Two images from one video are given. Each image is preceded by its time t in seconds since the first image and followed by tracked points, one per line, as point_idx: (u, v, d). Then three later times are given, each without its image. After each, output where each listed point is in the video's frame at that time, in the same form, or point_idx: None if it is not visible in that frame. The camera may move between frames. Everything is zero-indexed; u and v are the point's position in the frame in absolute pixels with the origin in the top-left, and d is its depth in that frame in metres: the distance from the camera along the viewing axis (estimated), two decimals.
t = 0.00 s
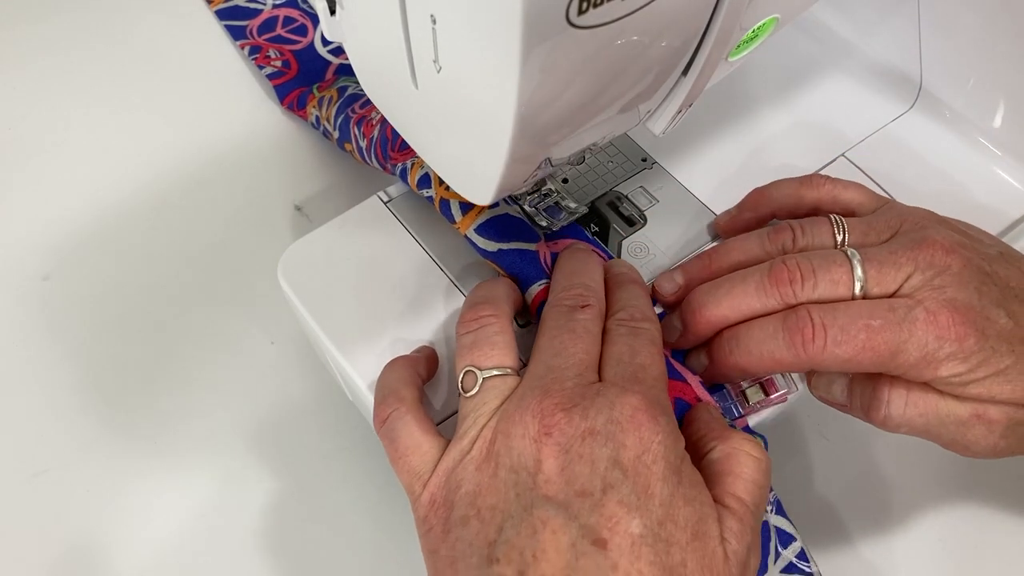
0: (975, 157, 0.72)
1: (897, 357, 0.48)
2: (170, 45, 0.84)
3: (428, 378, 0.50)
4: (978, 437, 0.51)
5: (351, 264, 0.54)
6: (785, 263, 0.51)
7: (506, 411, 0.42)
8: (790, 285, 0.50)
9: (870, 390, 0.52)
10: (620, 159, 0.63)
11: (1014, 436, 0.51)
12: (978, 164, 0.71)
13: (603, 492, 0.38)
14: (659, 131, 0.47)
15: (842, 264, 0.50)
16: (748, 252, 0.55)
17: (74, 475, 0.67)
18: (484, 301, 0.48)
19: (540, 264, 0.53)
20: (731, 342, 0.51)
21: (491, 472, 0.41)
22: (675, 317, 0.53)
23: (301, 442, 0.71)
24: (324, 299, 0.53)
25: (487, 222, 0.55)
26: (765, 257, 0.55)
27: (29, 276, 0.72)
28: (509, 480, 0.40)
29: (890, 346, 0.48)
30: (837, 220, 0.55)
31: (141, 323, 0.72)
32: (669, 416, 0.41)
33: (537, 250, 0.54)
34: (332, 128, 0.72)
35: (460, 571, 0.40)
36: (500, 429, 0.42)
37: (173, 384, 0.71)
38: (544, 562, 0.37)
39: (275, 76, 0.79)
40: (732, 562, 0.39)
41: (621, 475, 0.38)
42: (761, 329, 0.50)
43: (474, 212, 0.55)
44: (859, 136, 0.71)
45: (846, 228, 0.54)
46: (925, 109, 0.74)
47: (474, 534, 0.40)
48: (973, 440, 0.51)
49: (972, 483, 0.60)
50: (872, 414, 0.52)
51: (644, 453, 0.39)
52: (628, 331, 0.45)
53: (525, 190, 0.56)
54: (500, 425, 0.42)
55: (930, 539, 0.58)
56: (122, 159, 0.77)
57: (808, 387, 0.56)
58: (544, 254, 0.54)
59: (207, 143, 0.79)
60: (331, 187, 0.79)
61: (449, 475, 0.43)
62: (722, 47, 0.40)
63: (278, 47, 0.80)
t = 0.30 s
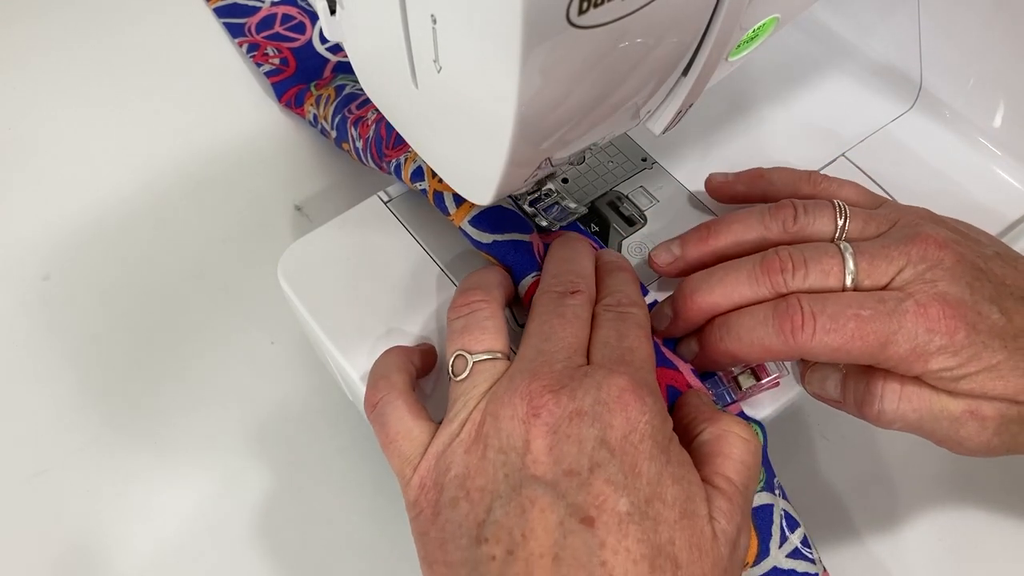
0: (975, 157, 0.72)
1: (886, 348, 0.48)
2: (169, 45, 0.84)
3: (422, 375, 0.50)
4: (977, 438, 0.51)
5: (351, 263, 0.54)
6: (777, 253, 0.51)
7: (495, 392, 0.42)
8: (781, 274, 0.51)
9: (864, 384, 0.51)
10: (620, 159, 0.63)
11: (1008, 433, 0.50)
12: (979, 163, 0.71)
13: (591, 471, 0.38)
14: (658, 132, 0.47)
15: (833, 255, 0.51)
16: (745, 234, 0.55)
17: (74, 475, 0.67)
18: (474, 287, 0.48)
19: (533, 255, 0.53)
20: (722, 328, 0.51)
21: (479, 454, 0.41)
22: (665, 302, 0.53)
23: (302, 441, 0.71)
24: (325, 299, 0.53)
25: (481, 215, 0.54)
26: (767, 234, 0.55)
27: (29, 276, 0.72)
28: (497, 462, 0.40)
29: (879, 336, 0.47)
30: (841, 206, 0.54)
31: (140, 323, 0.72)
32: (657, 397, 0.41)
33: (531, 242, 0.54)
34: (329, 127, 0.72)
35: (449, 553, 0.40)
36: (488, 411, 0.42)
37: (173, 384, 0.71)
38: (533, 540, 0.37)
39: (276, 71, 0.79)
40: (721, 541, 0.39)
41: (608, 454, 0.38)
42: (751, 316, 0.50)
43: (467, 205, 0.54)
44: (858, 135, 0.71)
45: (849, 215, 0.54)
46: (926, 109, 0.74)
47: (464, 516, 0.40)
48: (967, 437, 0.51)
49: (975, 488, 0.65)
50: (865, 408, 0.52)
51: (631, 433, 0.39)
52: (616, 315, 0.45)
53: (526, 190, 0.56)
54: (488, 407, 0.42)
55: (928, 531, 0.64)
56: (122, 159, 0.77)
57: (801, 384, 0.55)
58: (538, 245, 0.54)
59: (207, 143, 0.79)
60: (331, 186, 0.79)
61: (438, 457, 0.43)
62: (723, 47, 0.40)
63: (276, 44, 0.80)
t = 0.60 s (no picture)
0: (975, 157, 0.72)
1: (872, 336, 0.48)
2: (169, 44, 0.84)
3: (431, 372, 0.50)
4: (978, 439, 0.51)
5: (351, 263, 0.54)
6: (766, 242, 0.51)
7: (511, 379, 0.42)
8: (770, 262, 0.50)
9: (853, 377, 0.51)
10: (620, 159, 0.63)
11: (996, 428, 0.50)
12: (979, 164, 0.72)
13: (615, 459, 0.39)
14: (659, 132, 0.46)
15: (822, 246, 0.51)
16: (738, 220, 0.55)
17: (75, 475, 0.67)
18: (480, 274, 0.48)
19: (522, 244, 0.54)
20: (710, 313, 0.51)
21: (495, 441, 0.41)
22: (655, 286, 0.53)
23: (302, 441, 0.71)
24: (326, 299, 0.53)
25: (470, 207, 0.55)
26: (757, 226, 0.55)
27: (29, 276, 0.72)
28: (518, 450, 0.41)
29: (864, 324, 0.47)
30: (833, 199, 0.55)
31: (140, 322, 0.72)
32: (677, 383, 0.42)
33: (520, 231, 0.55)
34: (326, 125, 0.72)
35: (468, 540, 0.41)
36: (505, 398, 0.42)
37: (174, 383, 0.71)
38: (556, 528, 0.39)
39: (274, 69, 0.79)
40: (740, 526, 0.40)
41: (632, 443, 0.39)
42: (739, 302, 0.50)
43: (457, 197, 0.55)
44: (859, 136, 0.71)
45: (840, 208, 0.54)
46: (926, 110, 0.74)
47: (481, 503, 0.41)
48: (956, 430, 0.51)
49: (973, 490, 0.69)
50: (853, 399, 0.52)
51: (655, 421, 0.40)
52: (630, 296, 0.46)
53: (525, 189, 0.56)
54: (504, 393, 0.42)
55: (931, 532, 0.68)
56: (123, 159, 0.77)
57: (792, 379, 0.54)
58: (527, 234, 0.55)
59: (208, 144, 0.79)
60: (331, 185, 0.79)
61: (453, 441, 0.43)
62: (723, 47, 0.40)
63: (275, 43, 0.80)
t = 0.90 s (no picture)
0: (975, 157, 0.72)
1: (859, 329, 0.48)
2: (169, 44, 0.84)
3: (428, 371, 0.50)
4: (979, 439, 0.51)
5: (353, 264, 0.54)
6: (757, 235, 0.52)
7: (521, 396, 0.42)
8: (761, 253, 0.51)
9: (845, 372, 0.52)
10: (620, 159, 0.62)
11: (988, 426, 0.50)
12: (979, 163, 0.72)
13: (641, 465, 0.39)
14: (659, 132, 0.46)
15: (812, 240, 0.51)
16: (732, 212, 0.55)
17: (75, 475, 0.67)
18: (484, 296, 0.49)
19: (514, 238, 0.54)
20: (699, 300, 0.51)
21: (512, 460, 0.41)
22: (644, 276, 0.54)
23: (302, 441, 0.71)
24: (327, 300, 0.53)
25: (462, 201, 0.55)
26: (749, 218, 0.55)
27: (28, 276, 0.72)
28: (539, 468, 0.40)
29: (852, 317, 0.47)
30: (824, 195, 0.55)
31: (140, 322, 0.72)
32: (688, 381, 0.42)
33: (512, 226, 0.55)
34: (324, 125, 0.72)
35: (497, 563, 0.40)
36: (519, 416, 0.41)
37: (174, 383, 0.71)
38: (591, 542, 0.38)
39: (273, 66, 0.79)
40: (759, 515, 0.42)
41: (656, 446, 0.39)
42: (728, 290, 0.50)
43: (448, 190, 0.55)
44: (859, 136, 0.71)
45: (832, 204, 0.55)
46: (926, 110, 0.74)
47: (506, 525, 0.40)
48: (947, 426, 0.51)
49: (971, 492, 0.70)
50: (845, 394, 0.52)
51: (674, 421, 0.40)
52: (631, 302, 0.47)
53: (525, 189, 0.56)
54: (519, 411, 0.41)
55: (933, 530, 0.70)
56: (123, 160, 0.77)
57: (786, 376, 0.54)
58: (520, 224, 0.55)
59: (208, 143, 0.79)
60: (330, 184, 0.79)
61: (467, 464, 0.42)
62: (723, 47, 0.40)
63: (273, 40, 0.80)
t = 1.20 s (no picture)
0: (975, 156, 0.72)
1: (841, 319, 0.48)
2: (169, 44, 0.84)
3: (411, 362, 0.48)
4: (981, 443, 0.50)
5: (352, 264, 0.54)
6: (745, 225, 0.52)
7: (502, 380, 0.42)
8: (748, 242, 0.51)
9: (833, 366, 0.51)
10: (620, 159, 0.62)
11: (976, 421, 0.50)
12: (979, 163, 0.72)
13: (617, 445, 0.39)
14: (659, 132, 0.46)
15: (799, 232, 0.51)
16: (723, 206, 0.56)
17: (75, 475, 0.67)
18: (467, 283, 0.49)
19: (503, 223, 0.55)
20: (685, 285, 0.51)
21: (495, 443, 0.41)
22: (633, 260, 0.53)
23: (302, 440, 0.71)
24: (326, 299, 0.53)
25: (449, 190, 0.55)
26: (739, 212, 0.56)
27: (28, 276, 0.72)
28: (519, 450, 0.40)
29: (834, 306, 0.47)
30: (814, 192, 0.55)
31: (140, 322, 0.72)
32: (666, 364, 0.43)
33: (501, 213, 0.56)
34: (324, 127, 0.72)
35: (480, 543, 0.40)
36: (500, 399, 0.41)
37: (173, 383, 0.71)
38: (568, 519, 0.38)
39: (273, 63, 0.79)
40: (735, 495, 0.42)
41: (632, 426, 0.40)
42: (713, 275, 0.50)
43: (435, 180, 0.56)
44: (859, 136, 0.71)
45: (822, 201, 0.55)
46: (926, 110, 0.74)
47: (488, 505, 0.40)
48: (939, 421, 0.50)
49: (968, 494, 0.71)
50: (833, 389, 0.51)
51: (650, 402, 0.41)
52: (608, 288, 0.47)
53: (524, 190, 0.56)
54: (500, 394, 0.41)
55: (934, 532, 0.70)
56: (123, 160, 0.77)
57: (774, 373, 0.54)
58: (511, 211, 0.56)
59: (208, 144, 0.79)
60: (330, 183, 0.79)
61: (450, 448, 0.42)
62: (723, 47, 0.40)
63: (273, 38, 0.80)
